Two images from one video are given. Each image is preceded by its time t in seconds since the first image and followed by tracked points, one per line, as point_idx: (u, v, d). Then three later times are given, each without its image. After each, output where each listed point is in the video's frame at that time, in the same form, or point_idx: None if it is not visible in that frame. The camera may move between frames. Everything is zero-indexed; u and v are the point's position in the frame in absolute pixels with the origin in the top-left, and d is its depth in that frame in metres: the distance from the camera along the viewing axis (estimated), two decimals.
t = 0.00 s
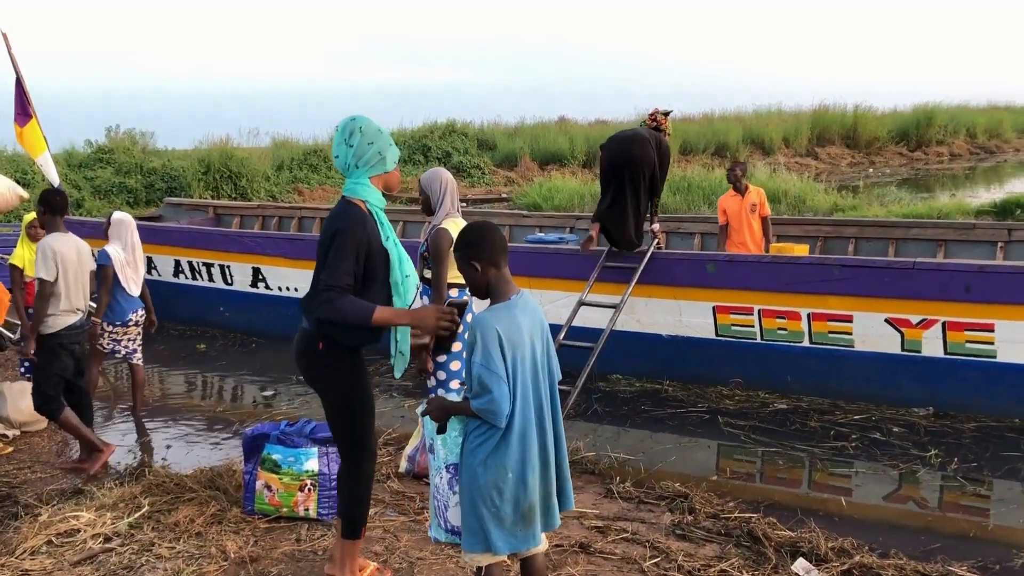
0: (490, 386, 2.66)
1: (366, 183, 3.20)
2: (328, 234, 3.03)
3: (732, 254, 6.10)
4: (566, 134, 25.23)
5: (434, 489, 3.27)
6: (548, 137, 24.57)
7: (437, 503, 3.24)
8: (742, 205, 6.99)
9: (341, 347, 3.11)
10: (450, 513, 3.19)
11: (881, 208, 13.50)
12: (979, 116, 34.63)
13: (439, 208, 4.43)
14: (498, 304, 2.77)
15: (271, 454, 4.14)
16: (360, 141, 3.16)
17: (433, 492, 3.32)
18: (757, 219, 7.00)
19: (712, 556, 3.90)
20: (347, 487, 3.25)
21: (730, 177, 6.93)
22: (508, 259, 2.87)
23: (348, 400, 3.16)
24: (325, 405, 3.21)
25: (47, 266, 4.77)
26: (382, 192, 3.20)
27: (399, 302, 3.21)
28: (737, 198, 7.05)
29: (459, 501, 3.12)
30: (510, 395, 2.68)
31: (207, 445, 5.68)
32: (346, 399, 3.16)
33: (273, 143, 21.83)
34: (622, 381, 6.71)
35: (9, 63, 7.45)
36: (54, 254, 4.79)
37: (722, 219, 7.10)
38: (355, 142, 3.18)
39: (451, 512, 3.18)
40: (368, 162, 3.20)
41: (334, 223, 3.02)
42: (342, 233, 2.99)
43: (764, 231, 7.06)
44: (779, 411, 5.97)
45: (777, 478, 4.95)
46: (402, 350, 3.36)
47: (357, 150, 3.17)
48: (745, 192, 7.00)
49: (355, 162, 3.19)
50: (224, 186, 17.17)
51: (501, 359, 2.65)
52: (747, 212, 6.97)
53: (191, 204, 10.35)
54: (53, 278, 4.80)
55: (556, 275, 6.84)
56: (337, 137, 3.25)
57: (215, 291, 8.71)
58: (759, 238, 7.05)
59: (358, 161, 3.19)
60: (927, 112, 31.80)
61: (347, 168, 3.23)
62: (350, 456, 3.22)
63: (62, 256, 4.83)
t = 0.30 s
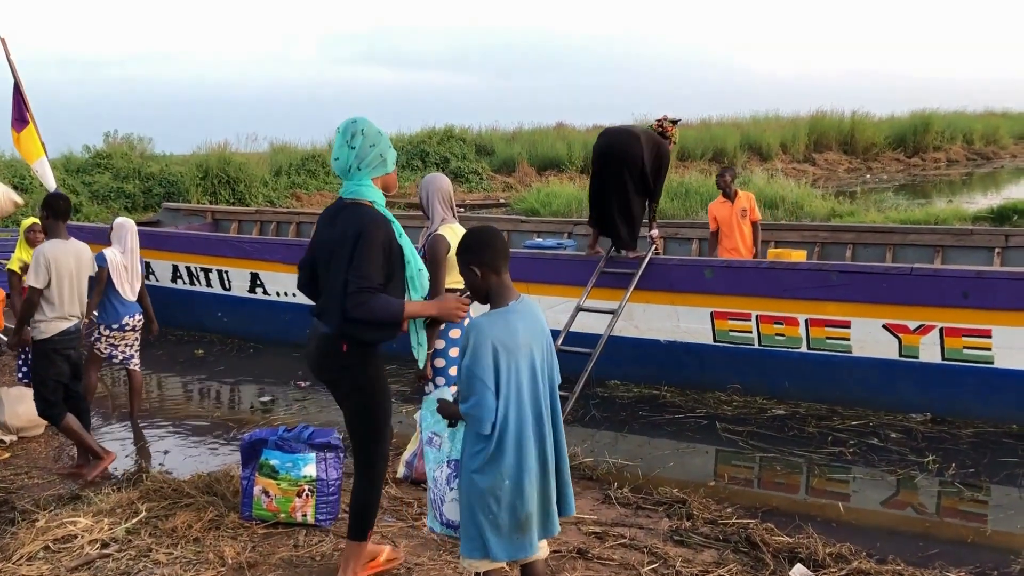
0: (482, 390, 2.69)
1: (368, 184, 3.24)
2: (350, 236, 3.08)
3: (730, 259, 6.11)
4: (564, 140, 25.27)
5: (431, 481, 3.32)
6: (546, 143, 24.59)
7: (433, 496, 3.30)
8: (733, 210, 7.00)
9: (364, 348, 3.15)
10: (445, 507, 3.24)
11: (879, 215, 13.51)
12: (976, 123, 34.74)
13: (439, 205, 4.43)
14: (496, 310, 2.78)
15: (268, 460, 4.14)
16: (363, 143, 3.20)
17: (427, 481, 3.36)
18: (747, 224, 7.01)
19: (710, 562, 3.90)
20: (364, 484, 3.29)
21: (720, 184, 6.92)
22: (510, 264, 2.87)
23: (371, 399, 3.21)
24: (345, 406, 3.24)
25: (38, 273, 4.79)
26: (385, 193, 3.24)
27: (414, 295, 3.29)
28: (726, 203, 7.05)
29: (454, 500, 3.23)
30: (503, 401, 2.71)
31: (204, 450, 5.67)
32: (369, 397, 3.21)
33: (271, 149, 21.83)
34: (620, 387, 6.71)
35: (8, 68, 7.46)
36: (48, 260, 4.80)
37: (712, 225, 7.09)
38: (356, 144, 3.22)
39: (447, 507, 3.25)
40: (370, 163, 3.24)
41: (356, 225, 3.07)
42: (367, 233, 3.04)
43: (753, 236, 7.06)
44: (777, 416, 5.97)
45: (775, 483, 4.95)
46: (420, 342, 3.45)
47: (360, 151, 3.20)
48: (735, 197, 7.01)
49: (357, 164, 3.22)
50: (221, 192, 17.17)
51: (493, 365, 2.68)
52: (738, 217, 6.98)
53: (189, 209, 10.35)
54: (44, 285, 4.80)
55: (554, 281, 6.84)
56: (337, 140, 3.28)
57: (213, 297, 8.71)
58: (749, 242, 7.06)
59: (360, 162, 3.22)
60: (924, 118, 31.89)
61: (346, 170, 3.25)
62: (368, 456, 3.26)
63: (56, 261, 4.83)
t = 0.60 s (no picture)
0: (475, 395, 2.70)
1: (379, 193, 3.37)
2: (373, 240, 3.21)
3: (728, 265, 6.12)
4: (562, 145, 25.29)
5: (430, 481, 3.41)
6: (544, 148, 24.61)
7: (432, 497, 3.40)
8: (725, 217, 7.00)
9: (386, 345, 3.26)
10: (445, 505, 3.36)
11: (876, 220, 13.52)
12: (974, 128, 34.81)
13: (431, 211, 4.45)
14: (490, 316, 2.79)
15: (266, 465, 4.13)
16: (377, 153, 3.34)
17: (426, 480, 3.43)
18: (739, 231, 7.00)
19: (709, 568, 3.89)
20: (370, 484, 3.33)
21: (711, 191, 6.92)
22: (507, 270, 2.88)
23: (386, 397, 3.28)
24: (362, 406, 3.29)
25: (34, 282, 4.75)
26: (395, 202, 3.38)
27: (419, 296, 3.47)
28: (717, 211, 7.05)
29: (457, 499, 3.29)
30: (494, 406, 2.71)
31: (202, 456, 5.66)
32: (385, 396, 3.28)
33: (269, 154, 21.83)
34: (619, 392, 6.70)
35: (6, 72, 7.46)
36: (43, 268, 4.77)
37: (703, 232, 7.08)
38: (370, 153, 3.35)
39: (447, 506, 3.37)
40: (382, 173, 3.37)
41: (380, 230, 3.22)
42: (393, 237, 3.20)
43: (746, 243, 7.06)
44: (776, 422, 5.97)
45: (774, 489, 4.95)
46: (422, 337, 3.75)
47: (373, 160, 3.33)
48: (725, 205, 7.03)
49: (369, 172, 3.34)
50: (220, 197, 17.17)
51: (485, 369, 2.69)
52: (730, 224, 6.98)
53: (187, 214, 10.35)
54: (40, 292, 4.78)
55: (552, 286, 6.84)
56: (349, 149, 3.40)
57: (211, 302, 8.70)
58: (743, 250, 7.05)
59: (373, 171, 3.34)
60: (922, 124, 31.95)
61: (358, 177, 3.37)
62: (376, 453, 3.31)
63: (51, 269, 4.81)
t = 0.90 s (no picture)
0: (459, 401, 2.70)
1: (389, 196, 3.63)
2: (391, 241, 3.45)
3: (727, 269, 6.12)
4: (560, 150, 25.30)
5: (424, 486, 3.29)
6: (542, 153, 24.61)
7: (427, 505, 3.29)
8: (720, 221, 7.01)
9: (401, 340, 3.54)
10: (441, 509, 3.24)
11: (874, 224, 13.54)
12: (971, 133, 34.88)
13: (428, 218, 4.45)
14: (479, 321, 2.78)
15: (264, 469, 4.13)
16: (387, 158, 3.65)
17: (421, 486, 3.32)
18: (733, 235, 7.04)
19: (708, 572, 3.89)
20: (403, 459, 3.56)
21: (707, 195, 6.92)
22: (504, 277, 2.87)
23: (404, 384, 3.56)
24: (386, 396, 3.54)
25: (25, 284, 4.74)
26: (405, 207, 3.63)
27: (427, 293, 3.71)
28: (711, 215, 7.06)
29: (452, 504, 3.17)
30: (478, 412, 2.70)
31: (199, 460, 5.65)
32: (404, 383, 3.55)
33: (267, 158, 21.82)
34: (617, 397, 6.69)
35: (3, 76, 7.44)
36: (35, 272, 4.75)
37: (698, 236, 7.06)
38: (380, 161, 3.65)
39: (441, 514, 3.25)
40: (392, 179, 3.65)
41: (398, 230, 3.46)
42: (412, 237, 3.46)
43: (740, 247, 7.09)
44: (774, 426, 5.96)
45: (772, 493, 4.94)
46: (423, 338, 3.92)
47: (383, 166, 3.62)
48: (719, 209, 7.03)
49: (379, 176, 3.61)
50: (218, 202, 17.17)
51: (470, 376, 2.68)
52: (725, 228, 6.99)
53: (184, 218, 10.34)
54: (32, 296, 4.77)
55: (550, 290, 6.85)
56: (361, 160, 3.70)
57: (209, 306, 8.69)
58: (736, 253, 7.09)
59: (383, 176, 3.62)
60: (919, 128, 32.01)
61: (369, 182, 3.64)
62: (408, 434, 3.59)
63: (43, 273, 4.78)
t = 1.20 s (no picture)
0: (432, 402, 2.74)
1: (397, 199, 3.63)
2: (405, 239, 3.48)
3: (722, 273, 6.14)
4: (556, 154, 25.34)
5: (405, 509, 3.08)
6: (538, 157, 24.64)
7: (412, 525, 3.05)
8: (715, 226, 7.03)
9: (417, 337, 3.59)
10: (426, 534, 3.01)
11: (869, 228, 13.57)
12: (965, 138, 34.99)
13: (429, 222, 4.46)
14: (461, 324, 2.82)
15: (260, 473, 4.12)
16: (394, 162, 3.64)
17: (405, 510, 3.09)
18: (729, 239, 7.05)
19: None
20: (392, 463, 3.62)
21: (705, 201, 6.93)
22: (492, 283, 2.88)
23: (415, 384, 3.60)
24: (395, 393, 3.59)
25: (20, 291, 4.74)
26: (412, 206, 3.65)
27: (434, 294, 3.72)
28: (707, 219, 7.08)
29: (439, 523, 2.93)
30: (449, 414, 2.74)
31: (194, 464, 5.64)
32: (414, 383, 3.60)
33: (263, 162, 21.82)
34: (612, 401, 6.70)
35: None
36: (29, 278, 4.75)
37: (693, 239, 7.10)
38: (387, 164, 3.64)
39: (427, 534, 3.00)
40: (399, 181, 3.65)
41: (411, 229, 3.49)
42: (425, 235, 3.48)
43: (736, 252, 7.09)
44: (770, 430, 5.97)
45: (767, 497, 4.95)
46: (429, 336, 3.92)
47: (391, 169, 3.61)
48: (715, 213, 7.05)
49: (387, 179, 3.60)
50: (214, 206, 17.17)
51: (442, 378, 2.72)
52: (720, 232, 7.01)
53: (179, 222, 10.34)
54: (27, 302, 4.77)
55: (545, 294, 6.86)
56: (367, 163, 3.69)
57: (204, 310, 8.68)
58: (733, 258, 7.09)
59: (390, 178, 3.61)
60: (914, 133, 32.11)
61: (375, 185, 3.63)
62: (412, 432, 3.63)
63: (38, 279, 4.78)
